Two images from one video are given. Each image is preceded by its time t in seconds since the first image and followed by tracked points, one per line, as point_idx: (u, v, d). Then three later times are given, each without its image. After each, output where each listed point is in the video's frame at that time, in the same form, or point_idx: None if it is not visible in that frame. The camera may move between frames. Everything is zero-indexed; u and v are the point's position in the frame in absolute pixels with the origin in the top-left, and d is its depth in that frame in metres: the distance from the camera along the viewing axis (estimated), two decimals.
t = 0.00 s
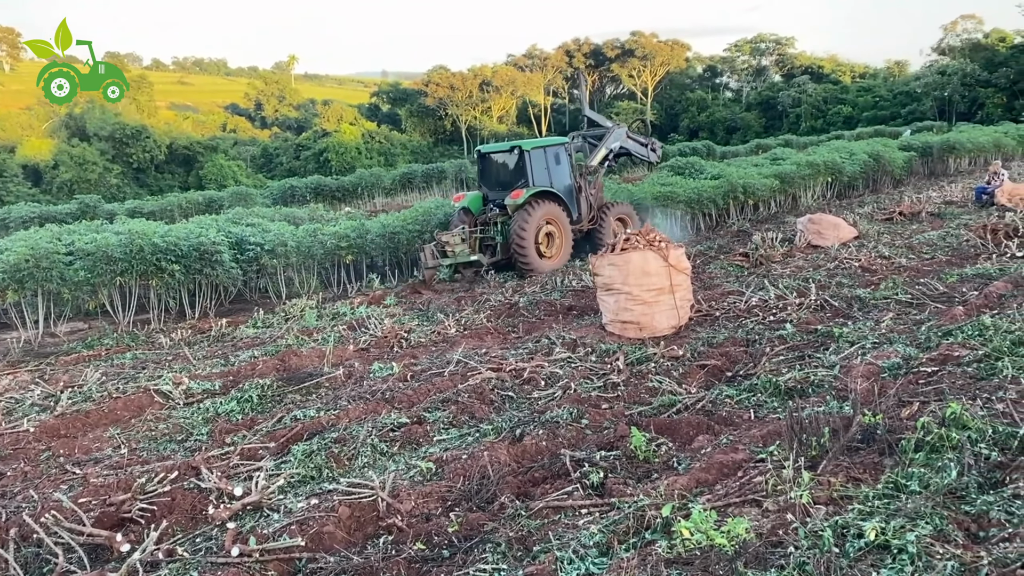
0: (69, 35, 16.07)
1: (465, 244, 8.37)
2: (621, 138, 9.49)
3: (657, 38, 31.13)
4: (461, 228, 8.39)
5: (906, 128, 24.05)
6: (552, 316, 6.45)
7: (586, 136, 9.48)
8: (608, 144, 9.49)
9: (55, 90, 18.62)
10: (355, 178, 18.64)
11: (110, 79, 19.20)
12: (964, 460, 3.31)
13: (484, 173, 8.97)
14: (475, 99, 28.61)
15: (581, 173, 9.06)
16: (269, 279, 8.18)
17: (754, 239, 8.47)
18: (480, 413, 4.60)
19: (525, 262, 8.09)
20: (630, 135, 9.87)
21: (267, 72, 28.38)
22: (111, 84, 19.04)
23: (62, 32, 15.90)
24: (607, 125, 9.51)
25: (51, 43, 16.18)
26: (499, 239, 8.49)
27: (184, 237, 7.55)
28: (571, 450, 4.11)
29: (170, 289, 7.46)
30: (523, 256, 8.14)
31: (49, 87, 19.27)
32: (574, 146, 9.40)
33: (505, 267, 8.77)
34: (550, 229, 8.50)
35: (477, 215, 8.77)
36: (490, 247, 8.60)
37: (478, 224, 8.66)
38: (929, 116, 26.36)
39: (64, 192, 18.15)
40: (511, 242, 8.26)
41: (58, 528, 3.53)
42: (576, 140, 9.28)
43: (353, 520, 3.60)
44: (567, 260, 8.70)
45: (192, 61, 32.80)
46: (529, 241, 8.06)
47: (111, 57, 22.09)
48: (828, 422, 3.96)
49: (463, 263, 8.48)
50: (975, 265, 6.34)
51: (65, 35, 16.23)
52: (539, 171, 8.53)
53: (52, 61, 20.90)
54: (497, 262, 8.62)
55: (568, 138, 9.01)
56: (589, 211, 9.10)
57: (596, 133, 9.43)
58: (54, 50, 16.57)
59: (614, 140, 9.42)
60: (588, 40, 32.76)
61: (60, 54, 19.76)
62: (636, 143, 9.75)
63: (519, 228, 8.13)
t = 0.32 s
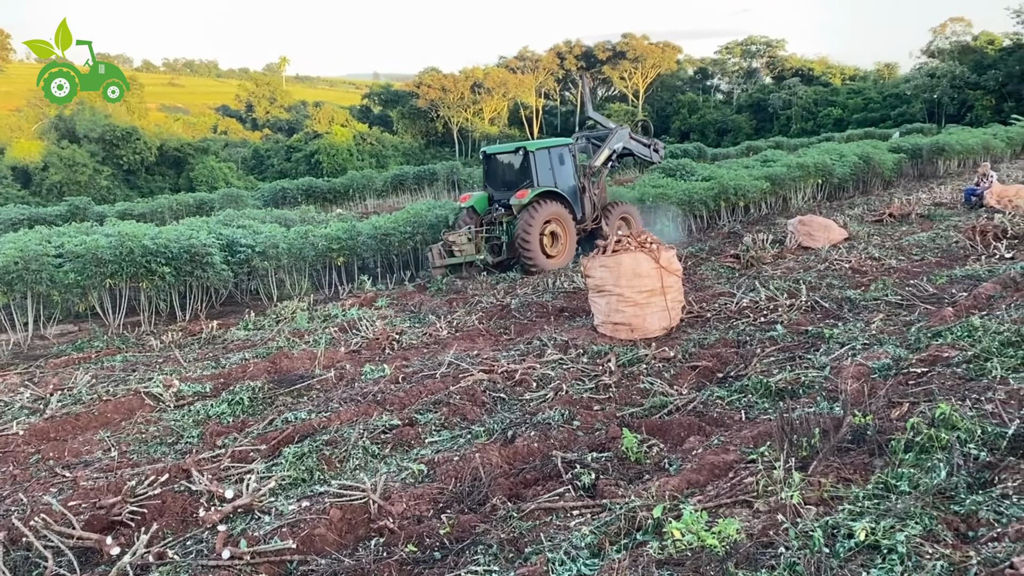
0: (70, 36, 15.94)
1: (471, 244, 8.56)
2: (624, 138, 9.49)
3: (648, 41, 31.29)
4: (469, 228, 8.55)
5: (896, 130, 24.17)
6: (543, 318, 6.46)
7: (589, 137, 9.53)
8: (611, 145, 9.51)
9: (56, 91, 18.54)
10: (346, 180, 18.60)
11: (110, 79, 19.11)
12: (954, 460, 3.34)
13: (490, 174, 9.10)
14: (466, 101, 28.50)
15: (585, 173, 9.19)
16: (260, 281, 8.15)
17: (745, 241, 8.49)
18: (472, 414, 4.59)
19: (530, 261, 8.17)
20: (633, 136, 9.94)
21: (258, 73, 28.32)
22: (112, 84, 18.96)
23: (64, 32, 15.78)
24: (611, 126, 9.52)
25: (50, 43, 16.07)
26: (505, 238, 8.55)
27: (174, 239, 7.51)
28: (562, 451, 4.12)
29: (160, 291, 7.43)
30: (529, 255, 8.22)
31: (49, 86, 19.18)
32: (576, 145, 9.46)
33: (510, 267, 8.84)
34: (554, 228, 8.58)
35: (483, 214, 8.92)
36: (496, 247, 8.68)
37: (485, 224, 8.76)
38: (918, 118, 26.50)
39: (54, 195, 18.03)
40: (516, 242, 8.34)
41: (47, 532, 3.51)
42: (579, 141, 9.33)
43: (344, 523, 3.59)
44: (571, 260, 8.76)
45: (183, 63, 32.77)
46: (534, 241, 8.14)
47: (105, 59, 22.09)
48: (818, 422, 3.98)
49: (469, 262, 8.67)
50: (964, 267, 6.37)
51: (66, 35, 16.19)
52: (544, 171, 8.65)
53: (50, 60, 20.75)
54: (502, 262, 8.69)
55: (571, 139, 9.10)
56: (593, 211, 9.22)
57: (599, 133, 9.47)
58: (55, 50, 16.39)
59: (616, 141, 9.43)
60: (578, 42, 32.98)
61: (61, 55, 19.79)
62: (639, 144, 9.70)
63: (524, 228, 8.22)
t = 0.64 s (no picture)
0: (71, 36, 15.82)
1: (474, 245, 8.62)
2: (621, 142, 9.89)
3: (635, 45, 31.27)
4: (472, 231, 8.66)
5: (881, 134, 24.39)
6: (531, 321, 6.46)
7: (588, 142, 9.71)
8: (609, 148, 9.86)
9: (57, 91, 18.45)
10: (334, 183, 18.53)
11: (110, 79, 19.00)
12: (938, 462, 3.37)
13: (491, 178, 9.19)
14: (455, 105, 28.39)
15: (584, 176, 9.28)
16: (247, 285, 8.12)
17: (731, 244, 8.52)
18: (460, 418, 4.59)
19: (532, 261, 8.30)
20: (631, 141, 10.30)
21: (245, 77, 28.27)
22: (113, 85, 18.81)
23: (64, 32, 15.69)
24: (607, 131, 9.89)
25: (48, 43, 15.92)
26: (506, 239, 8.69)
27: (161, 244, 7.48)
28: (550, 455, 4.12)
29: (147, 295, 7.39)
30: (530, 256, 8.34)
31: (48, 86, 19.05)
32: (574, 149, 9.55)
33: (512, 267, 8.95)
34: (554, 228, 8.68)
35: (486, 216, 9.05)
36: (498, 247, 8.80)
37: (487, 225, 8.90)
38: (903, 122, 26.76)
39: (39, 199, 17.98)
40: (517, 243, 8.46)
41: (32, 539, 3.48)
42: (578, 146, 9.55)
43: (331, 528, 3.58)
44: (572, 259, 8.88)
45: (170, 66, 32.67)
46: (535, 242, 8.26)
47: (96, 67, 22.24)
48: (804, 425, 4.00)
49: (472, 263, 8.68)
50: (948, 270, 6.42)
51: (64, 36, 16.09)
52: (544, 173, 8.74)
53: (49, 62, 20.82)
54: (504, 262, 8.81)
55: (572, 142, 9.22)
56: (593, 212, 9.30)
57: (597, 138, 9.73)
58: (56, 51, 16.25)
59: (615, 145, 9.81)
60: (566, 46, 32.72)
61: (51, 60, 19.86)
62: (637, 147, 10.26)
63: (525, 229, 8.33)
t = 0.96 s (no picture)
0: (71, 35, 15.68)
1: (473, 245, 8.71)
2: (617, 145, 9.95)
3: (621, 49, 31.93)
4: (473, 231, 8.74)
5: (865, 138, 24.61)
6: (518, 325, 6.46)
7: (585, 145, 9.77)
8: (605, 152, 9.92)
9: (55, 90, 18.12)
10: (320, 187, 18.46)
11: (110, 78, 18.61)
12: (922, 464, 3.40)
13: (490, 180, 9.23)
14: (441, 109, 28.59)
15: (581, 178, 9.42)
16: (232, 289, 8.08)
17: (717, 248, 8.55)
18: (446, 423, 4.59)
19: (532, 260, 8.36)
20: (627, 144, 10.37)
21: (230, 80, 28.13)
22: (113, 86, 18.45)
23: (64, 32, 15.56)
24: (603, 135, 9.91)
25: (49, 43, 15.75)
26: (506, 240, 8.81)
27: (145, 248, 7.44)
28: (537, 459, 4.11)
29: (131, 300, 7.34)
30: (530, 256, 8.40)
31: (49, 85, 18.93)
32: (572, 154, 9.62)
33: (511, 267, 9.02)
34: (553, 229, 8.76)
35: (486, 218, 9.10)
36: (497, 248, 8.88)
37: (486, 226, 8.95)
38: (887, 126, 27.06)
39: (22, 203, 17.78)
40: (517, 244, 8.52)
41: (13, 546, 3.45)
42: (575, 149, 9.57)
43: (317, 533, 3.56)
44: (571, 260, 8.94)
45: (155, 70, 32.48)
46: (535, 241, 8.33)
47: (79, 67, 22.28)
48: (789, 427, 4.01)
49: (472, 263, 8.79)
50: (932, 273, 6.46)
51: (65, 36, 15.94)
52: (542, 177, 8.79)
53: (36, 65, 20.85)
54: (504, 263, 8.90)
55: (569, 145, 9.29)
56: (590, 214, 9.44)
57: (594, 141, 9.76)
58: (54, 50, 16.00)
59: (611, 148, 9.88)
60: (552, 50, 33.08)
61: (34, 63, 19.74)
62: (633, 151, 10.31)
63: (525, 230, 8.40)
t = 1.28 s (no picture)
0: (70, 36, 15.52)
1: (472, 246, 8.93)
2: (610, 149, 10.07)
3: (604, 55, 32.17)
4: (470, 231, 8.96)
5: (846, 143, 24.90)
6: (501, 330, 6.46)
7: (578, 149, 9.97)
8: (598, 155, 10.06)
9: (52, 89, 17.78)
10: (302, 192, 18.44)
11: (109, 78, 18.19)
12: (901, 466, 3.43)
13: (486, 183, 9.29)
14: (424, 113, 28.53)
15: (576, 180, 9.49)
16: (213, 295, 8.03)
17: (698, 251, 8.58)
18: (429, 428, 4.58)
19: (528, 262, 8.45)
20: (619, 147, 10.41)
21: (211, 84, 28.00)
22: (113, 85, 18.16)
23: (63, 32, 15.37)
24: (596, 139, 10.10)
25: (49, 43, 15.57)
26: (504, 241, 8.89)
27: (125, 253, 7.38)
28: (520, 464, 4.12)
29: (110, 306, 7.26)
30: (526, 258, 8.51)
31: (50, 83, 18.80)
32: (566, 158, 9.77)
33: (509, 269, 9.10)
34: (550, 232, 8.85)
35: (482, 220, 9.16)
36: (494, 249, 8.97)
37: (483, 228, 9.03)
38: (867, 131, 27.50)
39: None
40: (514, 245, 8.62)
41: None
42: (569, 153, 9.77)
43: (298, 540, 3.54)
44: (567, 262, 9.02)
45: (135, 74, 32.22)
46: (531, 243, 8.44)
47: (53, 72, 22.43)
48: (770, 430, 4.03)
49: (471, 264, 9.03)
50: (910, 276, 6.53)
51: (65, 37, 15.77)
52: (538, 179, 8.87)
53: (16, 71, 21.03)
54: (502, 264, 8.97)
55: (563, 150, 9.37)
56: (584, 215, 9.48)
57: (587, 145, 9.97)
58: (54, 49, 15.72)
59: (604, 151, 10.01)
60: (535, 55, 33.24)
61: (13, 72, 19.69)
62: (625, 154, 10.37)
63: (521, 231, 8.50)
